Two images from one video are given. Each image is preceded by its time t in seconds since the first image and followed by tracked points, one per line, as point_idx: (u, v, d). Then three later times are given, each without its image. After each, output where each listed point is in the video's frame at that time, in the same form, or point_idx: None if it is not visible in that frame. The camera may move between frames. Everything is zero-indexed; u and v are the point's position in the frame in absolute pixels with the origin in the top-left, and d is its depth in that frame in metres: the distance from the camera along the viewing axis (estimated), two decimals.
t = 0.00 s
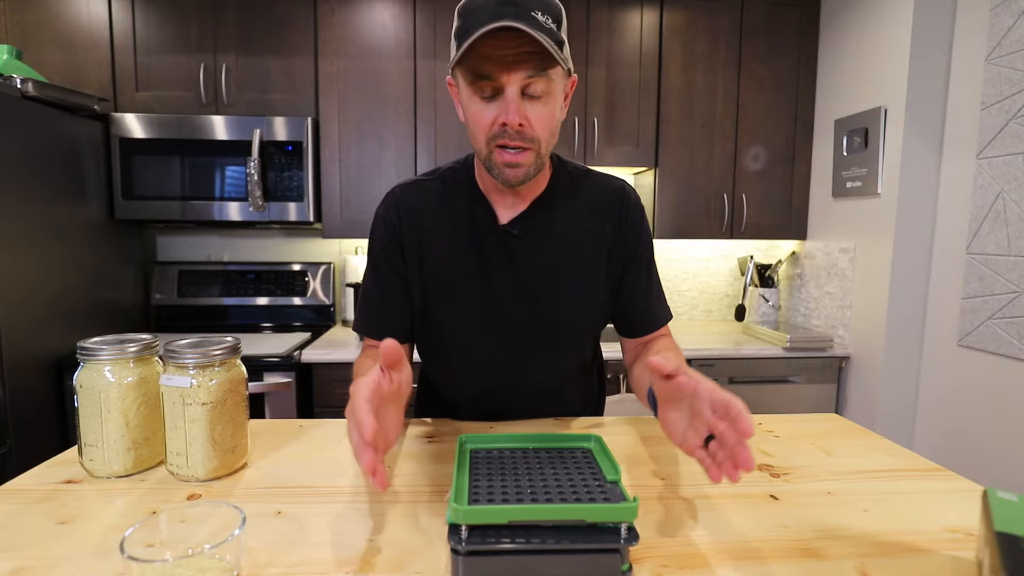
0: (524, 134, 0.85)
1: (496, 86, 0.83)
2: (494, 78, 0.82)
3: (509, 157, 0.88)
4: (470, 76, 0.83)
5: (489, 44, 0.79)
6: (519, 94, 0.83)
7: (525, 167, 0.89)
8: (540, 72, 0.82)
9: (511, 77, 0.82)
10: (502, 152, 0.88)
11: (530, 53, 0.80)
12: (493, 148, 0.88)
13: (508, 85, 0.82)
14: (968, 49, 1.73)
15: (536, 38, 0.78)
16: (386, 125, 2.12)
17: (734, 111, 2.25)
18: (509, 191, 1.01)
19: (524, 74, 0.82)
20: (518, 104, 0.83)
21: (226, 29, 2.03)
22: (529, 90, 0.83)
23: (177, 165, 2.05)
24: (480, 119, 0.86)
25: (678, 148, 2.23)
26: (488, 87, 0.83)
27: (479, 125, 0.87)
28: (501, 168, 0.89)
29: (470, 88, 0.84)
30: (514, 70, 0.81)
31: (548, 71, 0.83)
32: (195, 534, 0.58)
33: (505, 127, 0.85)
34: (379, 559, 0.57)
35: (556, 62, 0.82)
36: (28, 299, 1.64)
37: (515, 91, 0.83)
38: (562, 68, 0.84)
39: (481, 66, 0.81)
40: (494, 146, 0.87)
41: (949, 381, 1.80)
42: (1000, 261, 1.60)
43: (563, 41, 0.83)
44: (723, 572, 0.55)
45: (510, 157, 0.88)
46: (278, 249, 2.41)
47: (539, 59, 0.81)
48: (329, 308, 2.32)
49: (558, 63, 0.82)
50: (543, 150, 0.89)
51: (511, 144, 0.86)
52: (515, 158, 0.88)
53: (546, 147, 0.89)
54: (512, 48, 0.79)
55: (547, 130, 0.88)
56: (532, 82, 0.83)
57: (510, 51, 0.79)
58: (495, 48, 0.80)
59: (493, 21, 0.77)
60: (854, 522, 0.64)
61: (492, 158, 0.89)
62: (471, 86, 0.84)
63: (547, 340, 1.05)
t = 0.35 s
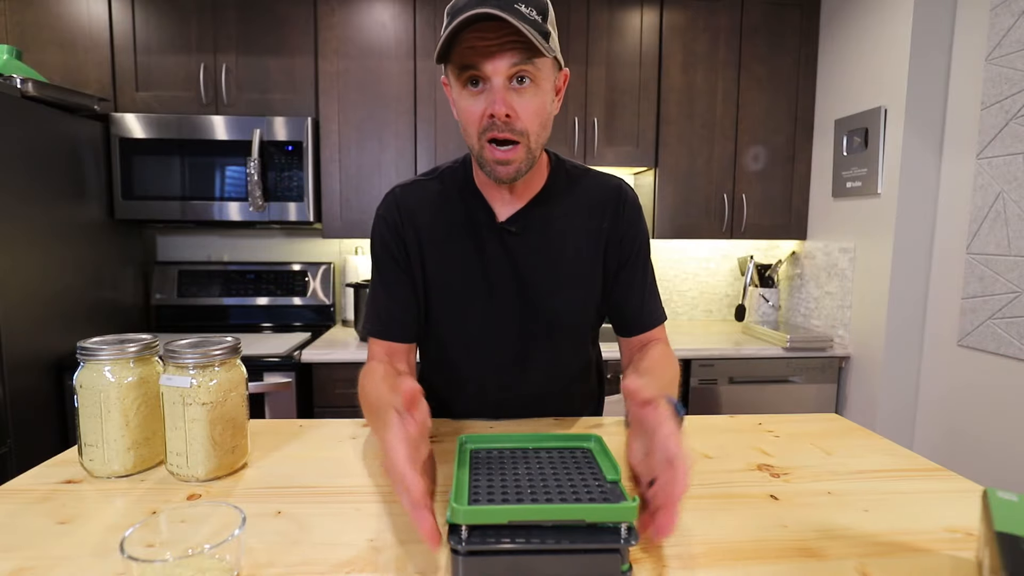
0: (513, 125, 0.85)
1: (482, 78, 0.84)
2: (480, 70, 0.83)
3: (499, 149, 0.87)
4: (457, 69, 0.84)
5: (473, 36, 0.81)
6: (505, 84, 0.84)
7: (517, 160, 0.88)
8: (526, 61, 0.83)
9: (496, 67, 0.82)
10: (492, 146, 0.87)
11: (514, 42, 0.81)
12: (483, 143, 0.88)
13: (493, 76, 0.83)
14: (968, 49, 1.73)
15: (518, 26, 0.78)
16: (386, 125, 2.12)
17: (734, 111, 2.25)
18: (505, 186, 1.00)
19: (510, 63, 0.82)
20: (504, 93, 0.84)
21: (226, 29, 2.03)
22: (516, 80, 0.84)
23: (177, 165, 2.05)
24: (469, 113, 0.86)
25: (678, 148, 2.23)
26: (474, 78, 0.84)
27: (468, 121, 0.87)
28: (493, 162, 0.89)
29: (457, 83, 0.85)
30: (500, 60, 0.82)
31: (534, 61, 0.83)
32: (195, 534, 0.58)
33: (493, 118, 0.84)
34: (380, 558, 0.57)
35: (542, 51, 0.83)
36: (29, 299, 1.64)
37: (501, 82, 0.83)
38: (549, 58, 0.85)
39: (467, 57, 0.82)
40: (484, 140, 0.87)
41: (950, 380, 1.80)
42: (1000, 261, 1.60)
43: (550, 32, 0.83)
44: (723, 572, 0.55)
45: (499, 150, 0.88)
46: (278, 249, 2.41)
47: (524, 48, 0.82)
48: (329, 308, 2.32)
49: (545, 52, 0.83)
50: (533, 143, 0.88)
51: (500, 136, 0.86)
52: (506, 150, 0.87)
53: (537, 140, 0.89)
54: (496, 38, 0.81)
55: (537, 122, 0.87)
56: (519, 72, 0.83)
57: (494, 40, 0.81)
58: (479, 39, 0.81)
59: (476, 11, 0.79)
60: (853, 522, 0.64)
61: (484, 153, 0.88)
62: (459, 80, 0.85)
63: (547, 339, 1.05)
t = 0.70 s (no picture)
0: (526, 141, 0.85)
1: (495, 95, 0.83)
2: (493, 87, 0.82)
3: (511, 165, 0.88)
4: (468, 86, 0.82)
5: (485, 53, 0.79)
6: (519, 101, 0.83)
7: (528, 174, 0.89)
8: (539, 77, 0.82)
9: (511, 84, 0.81)
10: (503, 161, 0.87)
11: (529, 60, 0.80)
12: (494, 157, 0.87)
13: (508, 93, 0.82)
14: (968, 48, 1.73)
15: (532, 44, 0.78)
16: (387, 125, 2.12)
17: (734, 112, 2.25)
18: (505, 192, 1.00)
19: (523, 80, 0.82)
20: (518, 111, 0.83)
21: (226, 29, 2.03)
22: (528, 97, 0.83)
23: (177, 165, 2.05)
24: (480, 128, 0.85)
25: (678, 148, 2.23)
26: (487, 95, 0.83)
27: (479, 135, 0.86)
28: (504, 176, 0.89)
29: (468, 99, 0.84)
30: (514, 77, 0.81)
31: (546, 77, 0.83)
32: (195, 534, 0.58)
33: (507, 135, 0.84)
34: (379, 558, 0.57)
35: (554, 65, 0.82)
36: (29, 299, 1.64)
37: (516, 100, 0.83)
38: (558, 71, 0.84)
39: (481, 75, 0.81)
40: (495, 155, 0.87)
41: (950, 380, 1.80)
42: (1000, 261, 1.60)
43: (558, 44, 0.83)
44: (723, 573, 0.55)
45: (512, 164, 0.87)
46: (278, 249, 2.41)
47: (538, 65, 0.81)
48: (329, 308, 2.32)
49: (555, 66, 0.83)
50: (542, 155, 0.89)
51: (513, 152, 0.86)
52: (518, 166, 0.88)
53: (545, 151, 0.90)
54: (511, 56, 0.79)
55: (546, 134, 0.88)
56: (531, 89, 0.83)
57: (509, 58, 0.79)
58: (493, 56, 0.79)
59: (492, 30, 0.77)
60: (853, 522, 0.64)
61: (494, 167, 0.88)
62: (469, 96, 0.83)
63: (547, 342, 1.05)
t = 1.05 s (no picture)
0: (518, 142, 0.86)
1: (488, 97, 0.83)
2: (485, 89, 0.82)
3: (504, 164, 0.88)
4: (461, 86, 0.82)
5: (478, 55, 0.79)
6: (511, 103, 0.83)
7: (520, 172, 0.90)
8: (532, 80, 0.82)
9: (502, 87, 0.81)
10: (496, 160, 0.88)
11: (521, 64, 0.80)
12: (487, 156, 0.88)
13: (500, 95, 0.82)
14: (968, 48, 1.73)
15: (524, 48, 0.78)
16: (387, 125, 2.12)
17: (734, 112, 2.25)
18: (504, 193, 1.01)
19: (515, 84, 0.82)
20: (510, 112, 0.83)
21: (226, 29, 2.03)
22: (521, 99, 0.83)
23: (177, 165, 2.05)
24: (474, 128, 0.86)
25: (678, 148, 2.23)
26: (480, 96, 0.83)
27: (472, 134, 0.87)
28: (497, 174, 0.90)
29: (462, 99, 0.84)
30: (506, 80, 0.81)
31: (539, 80, 0.82)
32: (195, 534, 0.58)
33: (499, 136, 0.84)
34: (379, 558, 0.57)
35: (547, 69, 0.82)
36: (29, 299, 1.64)
37: (508, 101, 0.83)
38: (553, 76, 0.84)
39: (474, 76, 0.81)
40: (488, 154, 0.87)
41: (950, 380, 1.80)
42: (1000, 261, 1.60)
43: (554, 47, 0.83)
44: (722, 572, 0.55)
45: (505, 164, 0.88)
46: (278, 249, 2.41)
47: (530, 68, 0.80)
48: (329, 308, 2.32)
49: (549, 70, 0.82)
50: (537, 155, 0.89)
51: (505, 152, 0.86)
52: (511, 165, 0.88)
53: (540, 152, 0.90)
54: (503, 58, 0.79)
55: (540, 136, 0.88)
56: (524, 91, 0.83)
57: (502, 61, 0.79)
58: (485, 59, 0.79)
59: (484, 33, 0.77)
60: (853, 522, 0.64)
61: (488, 165, 0.89)
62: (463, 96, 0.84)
63: (547, 341, 1.05)
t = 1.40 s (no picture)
0: (524, 131, 0.85)
1: (497, 83, 0.83)
2: (496, 74, 0.83)
3: (506, 156, 0.87)
4: (471, 71, 0.83)
5: (492, 38, 0.80)
6: (520, 91, 0.84)
7: (521, 168, 0.88)
8: (542, 69, 0.84)
9: (514, 73, 0.83)
10: (499, 151, 0.87)
11: (534, 49, 0.82)
12: (489, 147, 0.87)
13: (510, 81, 0.83)
14: (968, 48, 1.73)
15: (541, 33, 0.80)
16: (387, 125, 2.12)
17: (734, 112, 2.25)
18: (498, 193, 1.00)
19: (527, 70, 0.83)
20: (519, 100, 0.84)
21: (226, 29, 2.03)
22: (530, 88, 0.84)
23: (178, 166, 2.05)
24: (478, 116, 0.85)
25: (678, 148, 2.23)
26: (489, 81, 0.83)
27: (477, 124, 0.86)
28: (496, 168, 0.89)
29: (469, 84, 0.84)
30: (518, 65, 0.82)
31: (549, 70, 0.84)
32: (195, 535, 0.58)
33: (505, 124, 0.84)
34: (380, 559, 0.57)
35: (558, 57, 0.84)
36: (29, 300, 1.64)
37: (517, 88, 0.84)
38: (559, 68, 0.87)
39: (485, 61, 0.82)
40: (491, 145, 0.86)
41: (950, 381, 1.80)
42: (1000, 261, 1.60)
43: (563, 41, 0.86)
44: (723, 572, 0.55)
45: (506, 155, 0.87)
46: (278, 249, 2.41)
47: (542, 55, 0.82)
48: (329, 308, 2.32)
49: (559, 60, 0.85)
50: (537, 150, 0.89)
51: (509, 142, 0.86)
52: (512, 158, 0.87)
53: (541, 147, 0.90)
54: (518, 42, 0.80)
55: (544, 130, 0.88)
56: (533, 80, 0.84)
57: (516, 45, 0.80)
58: (500, 41, 0.80)
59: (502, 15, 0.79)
60: (853, 522, 0.64)
61: (489, 157, 0.88)
62: (471, 82, 0.84)
63: (544, 341, 1.06)
